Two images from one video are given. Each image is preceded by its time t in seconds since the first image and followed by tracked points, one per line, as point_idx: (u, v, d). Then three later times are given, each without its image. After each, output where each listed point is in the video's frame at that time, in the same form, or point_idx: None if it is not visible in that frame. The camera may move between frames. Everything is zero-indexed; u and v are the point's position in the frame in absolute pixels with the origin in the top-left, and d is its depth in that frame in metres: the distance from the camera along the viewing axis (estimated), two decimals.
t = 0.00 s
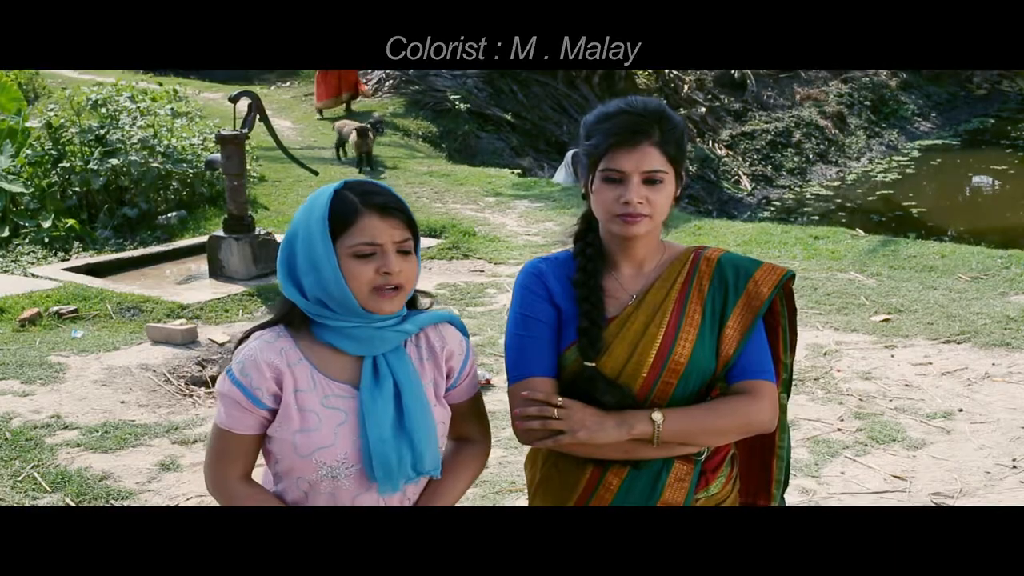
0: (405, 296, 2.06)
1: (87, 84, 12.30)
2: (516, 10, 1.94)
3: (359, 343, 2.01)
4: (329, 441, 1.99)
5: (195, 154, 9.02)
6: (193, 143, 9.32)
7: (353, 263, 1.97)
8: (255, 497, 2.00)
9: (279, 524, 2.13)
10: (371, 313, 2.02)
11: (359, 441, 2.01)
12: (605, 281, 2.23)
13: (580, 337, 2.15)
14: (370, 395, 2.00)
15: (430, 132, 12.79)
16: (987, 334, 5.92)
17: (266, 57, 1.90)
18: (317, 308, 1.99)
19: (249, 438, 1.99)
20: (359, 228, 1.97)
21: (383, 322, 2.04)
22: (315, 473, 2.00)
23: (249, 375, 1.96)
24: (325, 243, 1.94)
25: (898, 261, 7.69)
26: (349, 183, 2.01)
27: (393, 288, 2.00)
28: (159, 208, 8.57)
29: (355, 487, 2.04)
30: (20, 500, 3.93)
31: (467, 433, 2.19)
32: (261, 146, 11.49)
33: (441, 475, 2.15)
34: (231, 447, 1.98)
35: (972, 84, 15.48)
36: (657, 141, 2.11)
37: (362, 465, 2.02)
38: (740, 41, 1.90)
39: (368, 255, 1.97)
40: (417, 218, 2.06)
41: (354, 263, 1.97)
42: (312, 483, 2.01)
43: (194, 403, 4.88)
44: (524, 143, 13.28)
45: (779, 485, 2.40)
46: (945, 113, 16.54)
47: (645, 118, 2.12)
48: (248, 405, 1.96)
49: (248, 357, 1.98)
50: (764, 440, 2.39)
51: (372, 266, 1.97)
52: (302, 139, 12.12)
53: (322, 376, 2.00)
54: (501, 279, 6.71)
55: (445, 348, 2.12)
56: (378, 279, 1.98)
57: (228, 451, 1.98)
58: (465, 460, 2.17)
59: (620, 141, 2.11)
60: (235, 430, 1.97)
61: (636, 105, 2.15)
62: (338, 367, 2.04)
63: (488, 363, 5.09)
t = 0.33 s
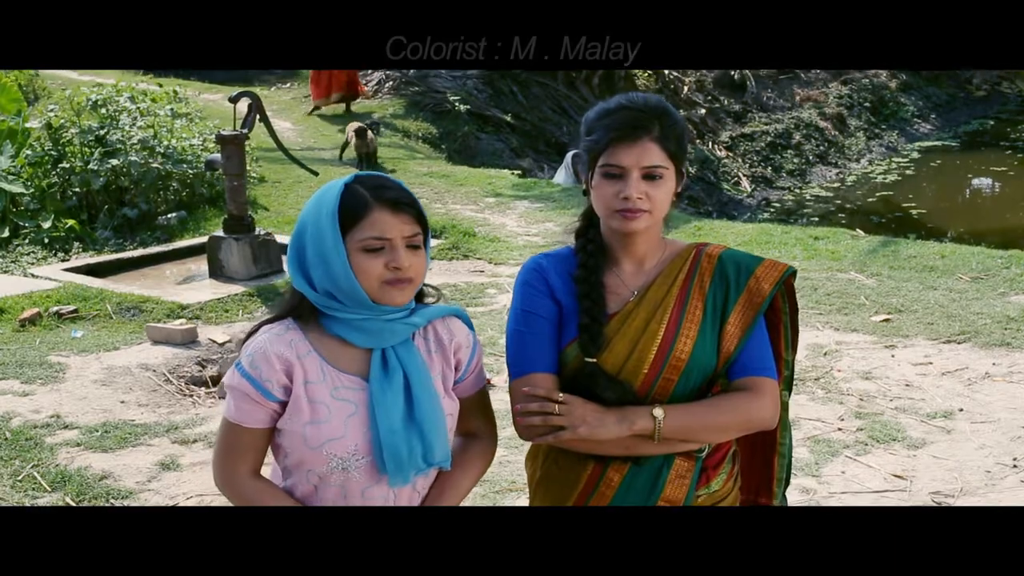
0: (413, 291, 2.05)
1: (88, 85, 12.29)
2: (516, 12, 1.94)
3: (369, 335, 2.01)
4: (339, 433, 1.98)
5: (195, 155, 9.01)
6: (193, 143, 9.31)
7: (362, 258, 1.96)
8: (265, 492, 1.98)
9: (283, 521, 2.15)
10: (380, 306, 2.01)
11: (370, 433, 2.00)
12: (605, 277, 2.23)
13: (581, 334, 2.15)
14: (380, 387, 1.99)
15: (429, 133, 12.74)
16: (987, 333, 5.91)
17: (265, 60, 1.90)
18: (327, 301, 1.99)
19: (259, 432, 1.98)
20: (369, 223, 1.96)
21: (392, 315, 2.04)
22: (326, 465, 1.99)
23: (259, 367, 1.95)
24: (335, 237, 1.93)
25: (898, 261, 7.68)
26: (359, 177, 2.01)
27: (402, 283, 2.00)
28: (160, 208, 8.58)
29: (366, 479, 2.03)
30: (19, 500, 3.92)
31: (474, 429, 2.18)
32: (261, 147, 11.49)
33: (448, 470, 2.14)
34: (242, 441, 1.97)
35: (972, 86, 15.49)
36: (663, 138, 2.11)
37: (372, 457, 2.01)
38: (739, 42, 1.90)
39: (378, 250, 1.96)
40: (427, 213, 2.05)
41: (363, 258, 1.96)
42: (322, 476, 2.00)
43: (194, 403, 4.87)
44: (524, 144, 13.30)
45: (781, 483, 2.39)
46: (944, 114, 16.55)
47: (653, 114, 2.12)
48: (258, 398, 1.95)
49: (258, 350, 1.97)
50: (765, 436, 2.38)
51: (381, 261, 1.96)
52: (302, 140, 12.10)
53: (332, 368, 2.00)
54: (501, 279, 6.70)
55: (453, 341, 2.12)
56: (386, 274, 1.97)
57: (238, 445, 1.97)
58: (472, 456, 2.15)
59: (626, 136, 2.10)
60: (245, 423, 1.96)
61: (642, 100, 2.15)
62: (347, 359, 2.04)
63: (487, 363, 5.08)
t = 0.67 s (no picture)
0: (403, 288, 2.04)
1: (85, 92, 12.25)
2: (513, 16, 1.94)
3: (367, 334, 2.01)
4: (340, 431, 1.98)
5: (192, 161, 9.01)
6: (191, 150, 9.29)
7: (344, 253, 1.98)
8: (265, 491, 1.98)
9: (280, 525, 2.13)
10: (374, 305, 2.02)
11: (370, 431, 2.00)
12: (606, 277, 2.23)
13: (579, 332, 2.15)
14: (379, 385, 1.99)
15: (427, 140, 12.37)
16: (985, 338, 5.92)
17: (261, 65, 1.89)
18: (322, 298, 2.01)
19: (260, 431, 1.98)
20: (352, 218, 1.98)
21: (390, 313, 2.04)
22: (327, 463, 1.98)
23: (260, 366, 1.96)
24: (321, 233, 1.97)
25: (896, 267, 7.69)
26: (353, 175, 2.03)
27: (384, 279, 2.00)
28: (157, 215, 8.58)
29: (367, 478, 2.03)
30: (17, 504, 3.92)
31: (474, 429, 2.18)
32: (260, 153, 11.49)
33: (449, 469, 2.13)
34: (242, 440, 1.97)
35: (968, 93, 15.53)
36: (638, 135, 2.11)
37: (373, 455, 2.00)
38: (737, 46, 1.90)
39: (360, 246, 1.97)
40: (420, 211, 2.04)
41: (348, 254, 1.97)
42: (323, 475, 2.00)
43: (192, 408, 4.87)
44: (521, 151, 13.25)
45: (784, 486, 2.39)
46: (941, 121, 16.64)
47: (632, 111, 2.13)
48: (259, 396, 1.96)
49: (258, 348, 1.97)
50: (766, 438, 2.38)
51: (362, 257, 1.97)
52: (300, 147, 12.07)
53: (333, 366, 2.00)
54: (498, 285, 6.71)
55: (453, 340, 2.12)
56: (367, 270, 1.98)
57: (239, 444, 1.97)
58: (471, 456, 2.15)
59: (605, 134, 2.12)
60: (246, 422, 1.96)
61: (627, 97, 2.16)
62: (347, 358, 2.03)
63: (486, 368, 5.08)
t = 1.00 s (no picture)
0: (392, 290, 2.02)
1: (82, 96, 12.21)
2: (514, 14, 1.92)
3: (361, 331, 2.00)
4: (333, 429, 1.98)
5: (189, 165, 9.00)
6: (188, 153, 9.28)
7: (332, 249, 1.98)
8: (260, 487, 1.98)
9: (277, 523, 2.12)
10: (362, 305, 2.01)
11: (363, 429, 1.99)
12: (608, 273, 2.24)
13: (577, 327, 2.16)
14: (373, 384, 1.98)
15: (424, 145, 12.41)
16: (984, 341, 5.92)
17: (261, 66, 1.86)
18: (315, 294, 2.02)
19: (256, 427, 1.98)
20: (345, 216, 1.98)
21: (384, 311, 2.02)
22: (320, 461, 1.98)
23: (254, 362, 1.96)
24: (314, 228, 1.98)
25: (893, 269, 7.70)
26: (357, 173, 2.03)
27: (369, 278, 1.98)
28: (154, 218, 8.57)
29: (360, 476, 2.02)
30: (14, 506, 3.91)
31: (474, 429, 2.16)
32: (257, 157, 11.48)
33: (447, 468, 2.12)
34: (238, 436, 1.97)
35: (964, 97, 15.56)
36: (618, 133, 2.09)
37: (365, 453, 2.00)
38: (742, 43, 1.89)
39: (348, 245, 1.97)
40: (416, 213, 2.02)
41: (335, 252, 1.97)
42: (317, 472, 2.00)
43: (189, 410, 4.86)
44: (518, 155, 13.24)
45: (788, 490, 2.38)
46: (938, 127, 16.67)
47: (619, 110, 2.12)
48: (252, 392, 1.96)
49: (253, 345, 1.97)
50: (772, 442, 2.37)
51: (346, 256, 1.96)
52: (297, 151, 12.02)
53: (327, 363, 2.00)
54: (496, 288, 6.70)
55: (449, 339, 2.10)
56: (350, 267, 1.96)
57: (234, 440, 1.98)
58: (471, 456, 2.13)
59: (590, 132, 2.13)
60: (241, 418, 1.96)
61: (621, 97, 2.16)
62: (342, 355, 2.03)
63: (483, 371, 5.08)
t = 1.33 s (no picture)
0: (380, 289, 2.01)
1: (79, 100, 12.18)
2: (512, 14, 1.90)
3: (357, 329, 2.00)
4: (324, 427, 1.97)
5: (188, 168, 9.01)
6: (187, 157, 9.28)
7: (323, 247, 1.98)
8: (254, 482, 1.99)
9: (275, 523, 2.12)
10: (361, 303, 2.00)
11: (355, 427, 1.99)
12: (613, 270, 2.24)
13: (575, 323, 2.18)
14: (365, 382, 1.97)
15: (423, 149, 12.43)
16: (982, 342, 5.92)
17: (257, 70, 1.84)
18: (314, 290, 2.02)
19: (252, 421, 2.00)
20: (335, 214, 1.99)
21: (381, 309, 2.02)
22: (311, 458, 1.99)
23: (249, 358, 1.97)
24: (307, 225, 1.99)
25: (891, 272, 7.70)
26: (354, 172, 2.03)
27: (355, 277, 1.97)
28: (153, 221, 8.57)
29: (352, 474, 2.02)
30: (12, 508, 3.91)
31: (476, 427, 2.15)
32: (256, 161, 11.47)
33: (444, 467, 2.12)
34: (234, 430, 1.99)
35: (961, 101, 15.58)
36: (621, 127, 2.10)
37: (357, 451, 2.00)
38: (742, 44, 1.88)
39: (337, 243, 1.97)
40: (408, 213, 2.01)
41: (325, 249, 1.98)
42: (310, 468, 2.00)
43: (188, 412, 4.86)
44: (517, 160, 13.24)
45: (791, 495, 2.36)
46: (935, 131, 16.72)
47: (625, 103, 2.12)
48: (247, 387, 1.96)
49: (249, 341, 1.98)
50: (776, 447, 2.35)
51: (336, 254, 1.97)
52: (295, 154, 12.00)
53: (321, 361, 2.00)
54: (494, 291, 6.70)
55: (447, 339, 2.08)
56: (337, 265, 1.97)
57: (230, 434, 1.99)
58: (470, 456, 2.12)
59: (596, 125, 2.14)
60: (237, 413, 1.98)
61: (633, 92, 2.16)
62: (338, 352, 2.02)
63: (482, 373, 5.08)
